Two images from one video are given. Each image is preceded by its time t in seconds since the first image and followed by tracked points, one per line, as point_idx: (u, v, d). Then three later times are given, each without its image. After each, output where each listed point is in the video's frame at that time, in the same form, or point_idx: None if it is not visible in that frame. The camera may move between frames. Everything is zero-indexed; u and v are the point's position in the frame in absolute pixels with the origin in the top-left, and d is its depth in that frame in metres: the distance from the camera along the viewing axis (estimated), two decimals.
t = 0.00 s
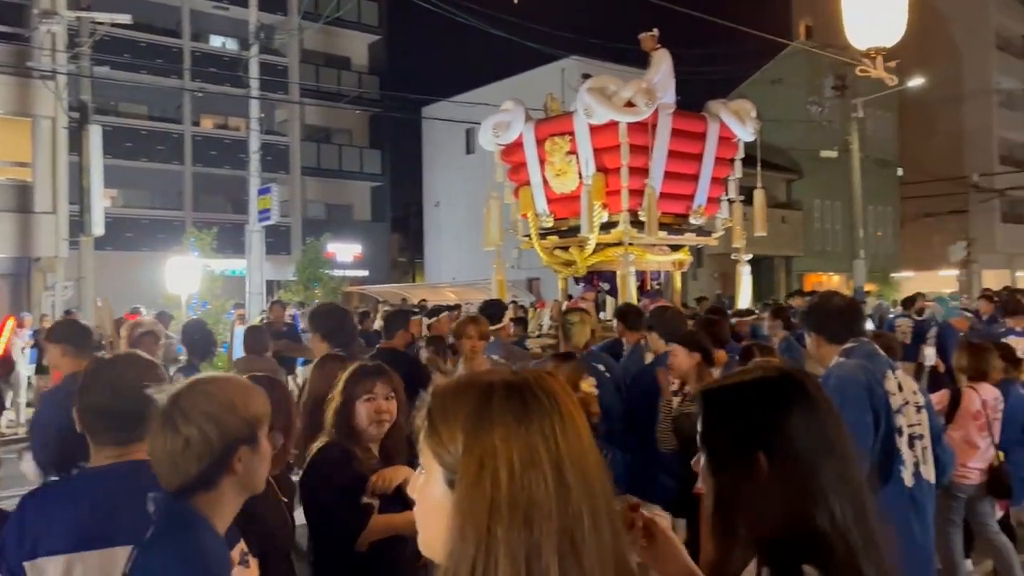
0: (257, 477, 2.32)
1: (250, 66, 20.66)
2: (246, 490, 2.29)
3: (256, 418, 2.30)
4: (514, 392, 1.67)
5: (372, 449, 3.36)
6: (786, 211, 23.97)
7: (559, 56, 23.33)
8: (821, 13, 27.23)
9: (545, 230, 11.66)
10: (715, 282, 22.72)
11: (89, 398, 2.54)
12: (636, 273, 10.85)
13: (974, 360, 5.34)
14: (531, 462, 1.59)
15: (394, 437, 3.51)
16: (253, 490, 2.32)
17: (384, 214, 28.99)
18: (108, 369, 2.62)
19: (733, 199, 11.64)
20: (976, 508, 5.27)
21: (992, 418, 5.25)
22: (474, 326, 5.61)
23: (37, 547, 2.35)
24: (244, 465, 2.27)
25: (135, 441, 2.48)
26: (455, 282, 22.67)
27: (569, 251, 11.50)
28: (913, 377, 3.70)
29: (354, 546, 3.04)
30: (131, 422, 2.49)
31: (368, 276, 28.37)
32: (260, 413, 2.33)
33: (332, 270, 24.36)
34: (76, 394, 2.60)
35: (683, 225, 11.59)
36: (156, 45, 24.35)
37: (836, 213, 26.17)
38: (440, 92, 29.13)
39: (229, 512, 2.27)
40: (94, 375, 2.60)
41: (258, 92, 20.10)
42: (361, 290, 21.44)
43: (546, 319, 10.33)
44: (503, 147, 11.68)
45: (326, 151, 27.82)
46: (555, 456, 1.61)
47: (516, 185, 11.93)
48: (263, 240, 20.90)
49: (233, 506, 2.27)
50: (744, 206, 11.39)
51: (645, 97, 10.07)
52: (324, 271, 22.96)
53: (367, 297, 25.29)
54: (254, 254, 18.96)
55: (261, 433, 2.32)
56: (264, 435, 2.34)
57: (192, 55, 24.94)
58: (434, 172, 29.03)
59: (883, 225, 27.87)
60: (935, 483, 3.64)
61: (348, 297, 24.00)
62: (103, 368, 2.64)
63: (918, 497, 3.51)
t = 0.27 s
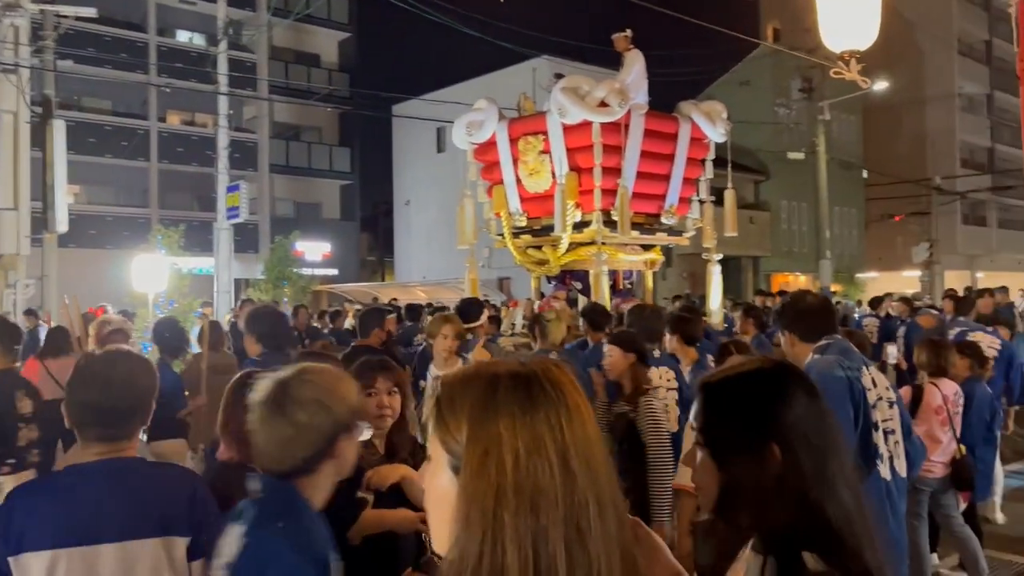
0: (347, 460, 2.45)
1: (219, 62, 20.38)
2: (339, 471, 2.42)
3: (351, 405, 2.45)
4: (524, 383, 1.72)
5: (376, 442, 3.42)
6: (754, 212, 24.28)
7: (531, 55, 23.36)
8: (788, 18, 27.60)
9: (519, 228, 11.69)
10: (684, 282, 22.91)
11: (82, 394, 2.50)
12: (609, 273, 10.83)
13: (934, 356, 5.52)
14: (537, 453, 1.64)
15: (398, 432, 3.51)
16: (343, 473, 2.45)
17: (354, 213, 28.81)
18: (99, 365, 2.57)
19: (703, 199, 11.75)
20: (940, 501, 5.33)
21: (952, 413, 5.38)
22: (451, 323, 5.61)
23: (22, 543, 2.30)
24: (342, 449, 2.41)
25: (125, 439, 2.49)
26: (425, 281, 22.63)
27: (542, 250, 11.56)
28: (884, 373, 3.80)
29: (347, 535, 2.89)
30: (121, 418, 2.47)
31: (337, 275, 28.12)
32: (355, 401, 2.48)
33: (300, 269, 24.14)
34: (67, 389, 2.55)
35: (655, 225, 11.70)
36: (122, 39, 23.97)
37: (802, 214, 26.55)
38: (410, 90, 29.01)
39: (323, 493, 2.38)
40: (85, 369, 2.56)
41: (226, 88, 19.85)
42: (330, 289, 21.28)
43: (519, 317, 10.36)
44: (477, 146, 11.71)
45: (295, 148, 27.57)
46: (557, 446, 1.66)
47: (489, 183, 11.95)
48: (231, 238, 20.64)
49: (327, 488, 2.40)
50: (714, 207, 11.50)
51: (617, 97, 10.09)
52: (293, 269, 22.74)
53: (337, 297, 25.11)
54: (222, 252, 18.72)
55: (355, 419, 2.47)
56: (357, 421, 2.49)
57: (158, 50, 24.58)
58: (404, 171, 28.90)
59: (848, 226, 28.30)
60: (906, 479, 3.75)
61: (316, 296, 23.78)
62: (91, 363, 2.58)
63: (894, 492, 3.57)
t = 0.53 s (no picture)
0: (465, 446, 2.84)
1: (200, 63, 20.28)
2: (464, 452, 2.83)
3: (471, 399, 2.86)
4: (512, 381, 1.77)
5: (379, 445, 3.33)
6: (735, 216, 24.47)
7: (514, 58, 23.42)
8: (769, 23, 27.85)
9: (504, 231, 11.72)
10: (665, 285, 23.03)
11: (91, 394, 2.49)
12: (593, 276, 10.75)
13: (913, 356, 5.60)
14: (534, 450, 1.69)
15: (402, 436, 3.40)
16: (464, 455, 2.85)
17: (335, 215, 28.71)
18: (110, 364, 2.56)
19: (687, 203, 11.81)
20: (924, 501, 5.38)
21: (931, 412, 5.46)
22: (445, 326, 5.65)
23: (26, 542, 2.31)
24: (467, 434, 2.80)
25: (133, 441, 2.49)
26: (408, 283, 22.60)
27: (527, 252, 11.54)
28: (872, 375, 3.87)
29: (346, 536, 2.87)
30: (128, 420, 2.47)
31: (319, 277, 28.00)
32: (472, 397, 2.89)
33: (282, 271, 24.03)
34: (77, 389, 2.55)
35: (640, 228, 11.70)
36: (101, 39, 23.76)
37: (783, 218, 26.78)
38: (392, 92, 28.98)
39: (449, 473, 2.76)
40: (94, 370, 2.55)
41: (208, 90, 19.74)
42: (311, 291, 21.20)
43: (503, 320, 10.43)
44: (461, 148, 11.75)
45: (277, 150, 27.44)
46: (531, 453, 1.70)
47: (474, 186, 11.97)
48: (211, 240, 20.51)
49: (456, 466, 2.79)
50: (698, 210, 11.57)
51: (603, 100, 10.21)
52: (274, 272, 22.64)
53: (318, 299, 24.99)
54: (203, 254, 18.58)
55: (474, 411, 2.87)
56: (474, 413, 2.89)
57: (138, 50, 24.38)
58: (386, 173, 28.85)
59: (827, 229, 28.58)
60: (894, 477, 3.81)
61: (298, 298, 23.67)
62: (103, 363, 2.57)
63: (886, 491, 3.62)
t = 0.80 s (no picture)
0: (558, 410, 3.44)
1: (192, 67, 20.20)
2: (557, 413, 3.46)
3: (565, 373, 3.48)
4: (497, 397, 1.83)
5: (380, 453, 3.31)
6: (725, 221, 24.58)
7: (506, 63, 23.44)
8: (759, 30, 27.94)
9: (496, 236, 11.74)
10: (656, 290, 23.10)
11: (98, 401, 2.50)
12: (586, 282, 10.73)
13: (904, 362, 5.62)
14: (515, 463, 1.74)
15: (402, 443, 3.36)
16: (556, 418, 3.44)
17: (326, 219, 28.66)
18: (117, 372, 2.56)
19: (678, 208, 11.85)
20: (916, 505, 5.44)
21: (923, 417, 5.51)
22: (452, 332, 5.64)
23: (31, 548, 2.31)
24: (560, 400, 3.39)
25: (139, 447, 2.49)
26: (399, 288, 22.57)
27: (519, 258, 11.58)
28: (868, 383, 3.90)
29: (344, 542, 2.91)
30: (135, 426, 2.48)
31: (309, 282, 27.93)
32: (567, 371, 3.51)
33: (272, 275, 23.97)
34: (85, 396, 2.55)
35: (631, 234, 11.82)
36: (91, 41, 23.64)
37: (772, 223, 26.91)
38: (383, 97, 28.97)
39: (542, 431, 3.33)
40: (103, 376, 2.56)
41: (198, 93, 19.65)
42: (302, 295, 21.15)
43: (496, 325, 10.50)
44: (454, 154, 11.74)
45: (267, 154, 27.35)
46: (516, 464, 1.75)
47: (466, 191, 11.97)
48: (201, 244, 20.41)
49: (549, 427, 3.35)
50: (689, 216, 11.63)
51: (594, 107, 10.18)
52: (265, 276, 22.59)
53: (308, 303, 24.93)
54: (193, 257, 18.46)
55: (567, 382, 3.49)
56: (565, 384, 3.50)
57: (128, 53, 24.26)
58: (377, 177, 28.83)
59: (817, 235, 28.73)
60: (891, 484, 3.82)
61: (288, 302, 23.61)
62: (112, 370, 2.58)
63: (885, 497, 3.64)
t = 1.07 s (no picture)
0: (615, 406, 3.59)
1: (189, 76, 20.20)
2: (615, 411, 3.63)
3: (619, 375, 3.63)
4: (503, 414, 1.86)
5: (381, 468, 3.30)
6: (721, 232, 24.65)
7: (503, 74, 23.51)
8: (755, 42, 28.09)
9: (494, 247, 11.79)
10: (652, 301, 23.13)
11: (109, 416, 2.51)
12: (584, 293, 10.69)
13: (903, 374, 5.62)
14: (519, 478, 1.77)
15: (403, 459, 3.37)
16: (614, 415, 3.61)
17: (323, 228, 28.67)
18: (130, 388, 2.58)
19: (676, 220, 11.87)
20: (915, 518, 5.43)
21: (922, 429, 5.59)
22: (463, 345, 5.72)
23: (39, 562, 2.30)
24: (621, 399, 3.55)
25: (149, 462, 2.51)
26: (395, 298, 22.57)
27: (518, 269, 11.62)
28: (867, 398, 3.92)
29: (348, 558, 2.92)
30: (144, 441, 2.49)
31: (305, 290, 27.92)
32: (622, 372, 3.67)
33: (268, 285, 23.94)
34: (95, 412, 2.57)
35: (629, 245, 11.85)
36: (88, 51, 23.66)
37: (768, 234, 26.98)
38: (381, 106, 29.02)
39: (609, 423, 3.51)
40: (114, 391, 2.57)
41: (196, 103, 19.66)
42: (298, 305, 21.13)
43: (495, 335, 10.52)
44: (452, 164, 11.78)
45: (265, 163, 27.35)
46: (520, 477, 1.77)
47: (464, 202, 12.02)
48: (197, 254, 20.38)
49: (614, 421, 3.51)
50: (687, 227, 11.66)
51: (593, 119, 10.28)
52: (261, 286, 22.58)
53: (304, 312, 24.91)
54: (189, 267, 18.40)
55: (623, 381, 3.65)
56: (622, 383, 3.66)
57: (125, 63, 24.29)
58: (374, 186, 28.85)
59: (813, 245, 28.81)
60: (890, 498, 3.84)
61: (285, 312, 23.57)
62: (123, 385, 2.60)
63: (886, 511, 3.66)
